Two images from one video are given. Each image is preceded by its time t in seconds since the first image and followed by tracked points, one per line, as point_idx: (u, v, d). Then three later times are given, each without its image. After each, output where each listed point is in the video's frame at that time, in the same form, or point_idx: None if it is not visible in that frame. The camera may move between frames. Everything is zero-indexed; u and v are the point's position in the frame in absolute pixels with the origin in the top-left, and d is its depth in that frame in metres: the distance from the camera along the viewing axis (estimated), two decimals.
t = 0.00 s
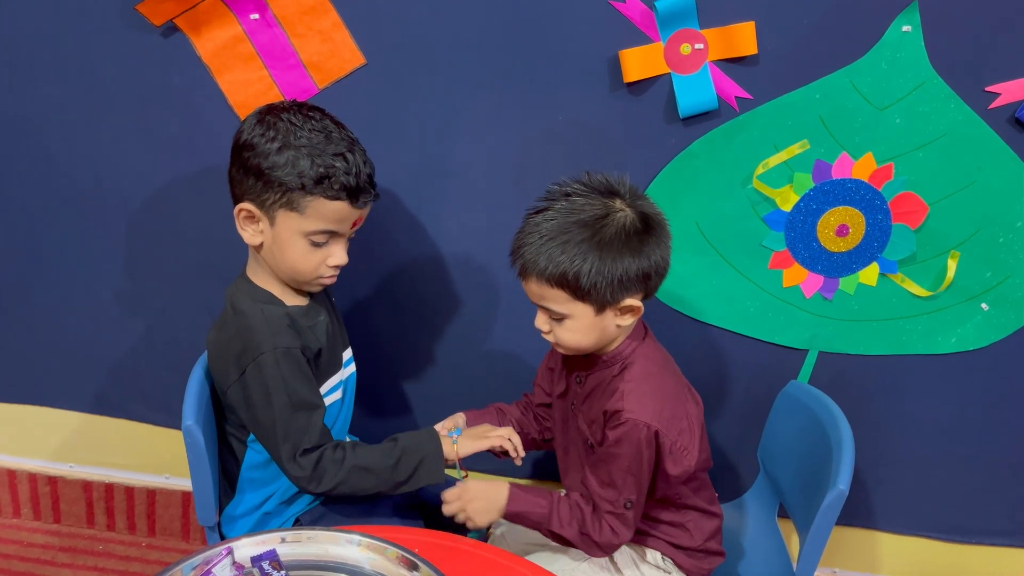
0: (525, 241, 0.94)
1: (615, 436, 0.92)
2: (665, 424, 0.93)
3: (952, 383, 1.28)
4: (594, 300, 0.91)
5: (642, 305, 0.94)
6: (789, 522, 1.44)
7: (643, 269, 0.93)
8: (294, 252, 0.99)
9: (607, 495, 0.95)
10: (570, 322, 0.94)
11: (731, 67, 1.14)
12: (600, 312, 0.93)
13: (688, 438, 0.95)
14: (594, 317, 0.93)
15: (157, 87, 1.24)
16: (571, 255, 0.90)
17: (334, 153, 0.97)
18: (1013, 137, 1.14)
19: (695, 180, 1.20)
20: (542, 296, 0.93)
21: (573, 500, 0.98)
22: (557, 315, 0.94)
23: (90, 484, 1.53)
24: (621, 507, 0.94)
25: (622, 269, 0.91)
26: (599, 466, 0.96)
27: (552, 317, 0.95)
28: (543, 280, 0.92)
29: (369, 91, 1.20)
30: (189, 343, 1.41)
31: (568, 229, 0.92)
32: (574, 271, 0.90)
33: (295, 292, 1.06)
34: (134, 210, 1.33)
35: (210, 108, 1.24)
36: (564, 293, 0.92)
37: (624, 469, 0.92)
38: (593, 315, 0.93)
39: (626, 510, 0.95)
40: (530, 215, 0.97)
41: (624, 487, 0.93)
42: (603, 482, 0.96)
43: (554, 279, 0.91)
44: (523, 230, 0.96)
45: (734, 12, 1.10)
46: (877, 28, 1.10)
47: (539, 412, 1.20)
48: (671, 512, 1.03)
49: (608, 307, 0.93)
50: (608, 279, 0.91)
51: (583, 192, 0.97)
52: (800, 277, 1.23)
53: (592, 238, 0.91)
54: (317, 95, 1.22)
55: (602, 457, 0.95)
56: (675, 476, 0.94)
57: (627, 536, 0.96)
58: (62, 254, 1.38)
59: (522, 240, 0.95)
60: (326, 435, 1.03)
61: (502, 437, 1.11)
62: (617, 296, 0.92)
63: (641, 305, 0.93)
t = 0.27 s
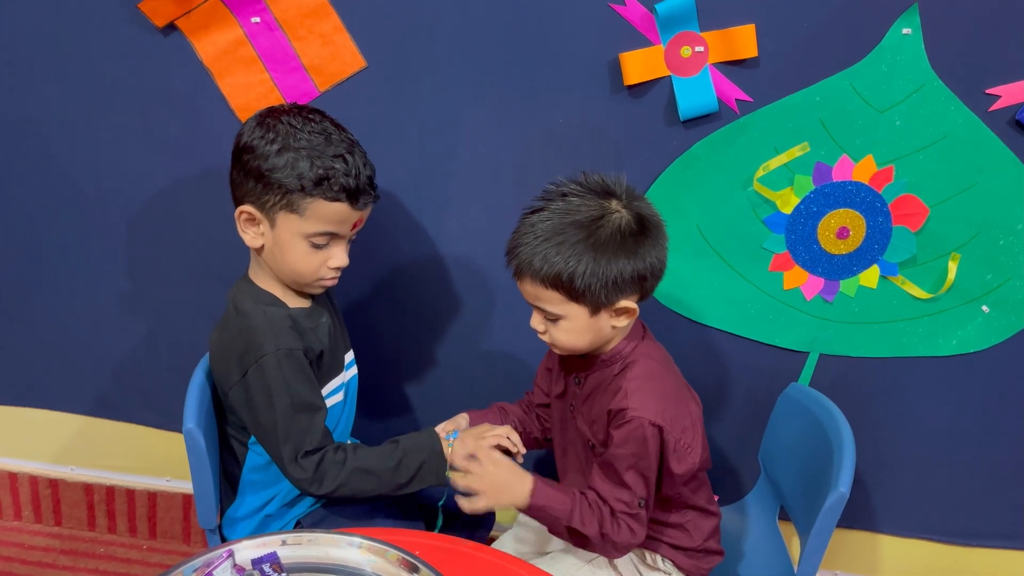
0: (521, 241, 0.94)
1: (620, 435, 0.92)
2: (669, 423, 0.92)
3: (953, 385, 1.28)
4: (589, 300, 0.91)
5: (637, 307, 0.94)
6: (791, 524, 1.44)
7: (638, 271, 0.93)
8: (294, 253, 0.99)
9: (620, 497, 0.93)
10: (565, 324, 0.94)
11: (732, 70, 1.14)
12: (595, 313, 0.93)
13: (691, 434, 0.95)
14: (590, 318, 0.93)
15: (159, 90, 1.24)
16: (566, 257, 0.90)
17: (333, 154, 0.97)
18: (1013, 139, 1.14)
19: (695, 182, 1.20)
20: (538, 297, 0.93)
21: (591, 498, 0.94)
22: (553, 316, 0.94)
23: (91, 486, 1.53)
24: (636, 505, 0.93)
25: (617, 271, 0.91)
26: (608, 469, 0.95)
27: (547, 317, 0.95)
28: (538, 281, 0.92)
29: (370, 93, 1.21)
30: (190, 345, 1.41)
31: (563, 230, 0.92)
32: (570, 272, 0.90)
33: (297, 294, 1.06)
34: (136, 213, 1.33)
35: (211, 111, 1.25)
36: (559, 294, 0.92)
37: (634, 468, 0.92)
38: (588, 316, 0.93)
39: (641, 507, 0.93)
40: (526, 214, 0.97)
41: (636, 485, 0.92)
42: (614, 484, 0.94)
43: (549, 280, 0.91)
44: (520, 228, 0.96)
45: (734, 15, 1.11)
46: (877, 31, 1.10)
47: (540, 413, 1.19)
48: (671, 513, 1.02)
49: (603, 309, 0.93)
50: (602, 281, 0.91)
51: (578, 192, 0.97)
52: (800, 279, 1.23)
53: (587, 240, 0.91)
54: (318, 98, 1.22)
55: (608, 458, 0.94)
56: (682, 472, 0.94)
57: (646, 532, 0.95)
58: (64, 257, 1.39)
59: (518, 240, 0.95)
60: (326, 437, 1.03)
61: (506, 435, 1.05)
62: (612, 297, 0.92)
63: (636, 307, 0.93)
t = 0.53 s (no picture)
0: (526, 228, 0.93)
1: (609, 410, 0.92)
2: (660, 410, 0.92)
3: (955, 388, 1.27)
4: (593, 289, 0.91)
5: (640, 297, 0.95)
6: (792, 527, 1.44)
7: (642, 260, 0.93)
8: (298, 257, 0.99)
9: (586, 474, 0.90)
10: (568, 312, 0.94)
11: (733, 73, 1.14)
12: (598, 303, 0.93)
13: (682, 430, 0.93)
14: (592, 308, 0.93)
15: (161, 94, 1.25)
16: (570, 243, 0.90)
17: (337, 158, 0.97)
18: (1015, 142, 1.14)
19: (696, 186, 1.20)
20: (541, 284, 0.93)
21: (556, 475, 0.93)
22: (556, 304, 0.94)
23: (93, 490, 1.53)
24: (597, 488, 0.89)
25: (620, 260, 0.91)
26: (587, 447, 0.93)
27: (550, 305, 0.95)
28: (541, 268, 0.92)
29: (371, 97, 1.21)
30: (192, 349, 1.41)
31: (569, 216, 0.92)
32: (573, 260, 0.90)
33: (301, 297, 1.06)
34: (138, 217, 1.33)
35: (213, 115, 1.25)
36: (562, 282, 0.92)
37: (607, 444, 0.89)
38: (591, 305, 0.93)
39: (601, 493, 0.89)
40: (533, 202, 0.96)
41: (607, 462, 0.89)
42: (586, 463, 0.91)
43: (553, 267, 0.91)
44: (524, 216, 0.95)
45: (736, 20, 1.11)
46: (878, 34, 1.10)
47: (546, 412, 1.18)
48: (667, 512, 1.02)
49: (606, 299, 0.93)
50: (606, 269, 0.91)
51: (585, 181, 0.96)
52: (801, 282, 1.23)
53: (592, 227, 0.91)
54: (319, 102, 1.22)
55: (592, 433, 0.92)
56: (663, 470, 0.90)
57: (601, 528, 0.88)
58: (66, 261, 1.39)
59: (522, 226, 0.94)
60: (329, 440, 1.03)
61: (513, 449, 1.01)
62: (616, 286, 0.92)
63: (639, 297, 0.94)
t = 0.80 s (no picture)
0: (542, 215, 0.93)
1: (614, 403, 0.91)
2: (665, 406, 0.92)
3: (957, 392, 1.27)
4: (606, 278, 0.91)
5: (654, 289, 0.94)
6: (794, 532, 1.43)
7: (657, 251, 0.92)
8: (300, 262, 0.99)
9: (587, 467, 0.90)
10: (581, 302, 0.93)
11: (733, 79, 1.14)
12: (612, 293, 0.92)
13: (685, 430, 0.93)
14: (606, 297, 0.93)
15: (164, 100, 1.25)
16: (585, 231, 0.90)
17: (337, 163, 0.97)
18: (1016, 146, 1.14)
19: (697, 191, 1.21)
20: (555, 272, 0.93)
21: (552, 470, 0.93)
22: (569, 293, 0.94)
23: (94, 495, 1.53)
24: (597, 480, 0.88)
25: (635, 250, 0.91)
26: (591, 440, 0.93)
27: (564, 294, 0.94)
28: (555, 256, 0.91)
29: (373, 103, 1.21)
30: (194, 354, 1.42)
31: (586, 204, 0.92)
32: (587, 248, 0.90)
33: (304, 303, 1.07)
34: (141, 223, 1.34)
35: (216, 121, 1.25)
36: (576, 270, 0.92)
37: (610, 437, 0.89)
38: (604, 295, 0.92)
39: (600, 486, 0.88)
40: (551, 190, 0.97)
41: (608, 456, 0.89)
42: (588, 456, 0.91)
43: (567, 255, 0.90)
44: (542, 204, 0.96)
45: (736, 25, 1.11)
46: (878, 39, 1.10)
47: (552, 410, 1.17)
48: (661, 515, 1.01)
49: (620, 289, 0.92)
50: (620, 258, 0.90)
51: (604, 171, 0.96)
52: (803, 286, 1.23)
53: (608, 216, 0.91)
54: (322, 108, 1.23)
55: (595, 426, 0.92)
56: (665, 468, 0.90)
57: (598, 522, 0.88)
58: (69, 267, 1.39)
59: (539, 214, 0.94)
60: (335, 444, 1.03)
61: (511, 449, 1.01)
62: (631, 276, 0.92)
63: (653, 289, 0.93)
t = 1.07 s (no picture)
0: (555, 217, 0.94)
1: (625, 407, 0.91)
2: (677, 412, 0.91)
3: (961, 396, 1.27)
4: (617, 280, 0.91)
5: (665, 293, 0.94)
6: (797, 536, 1.43)
7: (668, 254, 0.92)
8: (304, 266, 0.99)
9: (596, 471, 0.90)
10: (592, 304, 0.93)
11: (735, 83, 1.14)
12: (622, 296, 0.92)
13: (695, 436, 0.93)
14: (616, 300, 0.92)
15: (167, 106, 1.25)
16: (596, 234, 0.90)
17: (341, 167, 0.97)
18: (1017, 149, 1.14)
19: (699, 196, 1.21)
20: (567, 274, 0.93)
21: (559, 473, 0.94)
22: (580, 295, 0.93)
23: (98, 500, 1.53)
24: (606, 485, 0.89)
25: (646, 252, 0.91)
26: (601, 444, 0.93)
27: (575, 296, 0.94)
28: (567, 257, 0.91)
29: (375, 108, 1.22)
30: (197, 359, 1.42)
31: (599, 207, 0.92)
32: (599, 250, 0.90)
33: (306, 307, 1.07)
34: (144, 229, 1.34)
35: (218, 127, 1.25)
36: (588, 272, 0.92)
37: (620, 442, 0.89)
38: (615, 298, 0.92)
39: (609, 490, 0.88)
40: (564, 192, 0.97)
41: (618, 461, 0.89)
42: (598, 460, 0.91)
43: (578, 257, 0.91)
44: (555, 206, 0.96)
45: (737, 30, 1.11)
46: (880, 43, 1.10)
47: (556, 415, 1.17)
48: (662, 520, 1.01)
49: (630, 292, 0.92)
50: (631, 261, 0.90)
51: (618, 175, 0.97)
52: (806, 290, 1.23)
53: (620, 218, 0.91)
54: (324, 113, 1.23)
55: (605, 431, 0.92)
56: (674, 473, 0.90)
57: (606, 526, 0.88)
58: (73, 273, 1.39)
59: (551, 216, 0.95)
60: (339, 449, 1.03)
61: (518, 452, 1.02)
62: (641, 279, 0.91)
63: (663, 293, 0.93)
